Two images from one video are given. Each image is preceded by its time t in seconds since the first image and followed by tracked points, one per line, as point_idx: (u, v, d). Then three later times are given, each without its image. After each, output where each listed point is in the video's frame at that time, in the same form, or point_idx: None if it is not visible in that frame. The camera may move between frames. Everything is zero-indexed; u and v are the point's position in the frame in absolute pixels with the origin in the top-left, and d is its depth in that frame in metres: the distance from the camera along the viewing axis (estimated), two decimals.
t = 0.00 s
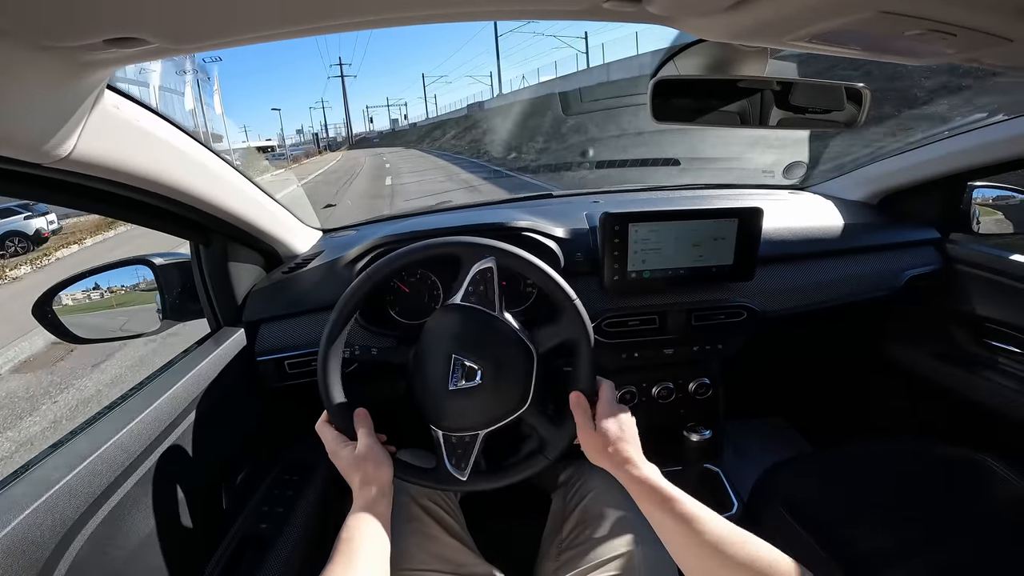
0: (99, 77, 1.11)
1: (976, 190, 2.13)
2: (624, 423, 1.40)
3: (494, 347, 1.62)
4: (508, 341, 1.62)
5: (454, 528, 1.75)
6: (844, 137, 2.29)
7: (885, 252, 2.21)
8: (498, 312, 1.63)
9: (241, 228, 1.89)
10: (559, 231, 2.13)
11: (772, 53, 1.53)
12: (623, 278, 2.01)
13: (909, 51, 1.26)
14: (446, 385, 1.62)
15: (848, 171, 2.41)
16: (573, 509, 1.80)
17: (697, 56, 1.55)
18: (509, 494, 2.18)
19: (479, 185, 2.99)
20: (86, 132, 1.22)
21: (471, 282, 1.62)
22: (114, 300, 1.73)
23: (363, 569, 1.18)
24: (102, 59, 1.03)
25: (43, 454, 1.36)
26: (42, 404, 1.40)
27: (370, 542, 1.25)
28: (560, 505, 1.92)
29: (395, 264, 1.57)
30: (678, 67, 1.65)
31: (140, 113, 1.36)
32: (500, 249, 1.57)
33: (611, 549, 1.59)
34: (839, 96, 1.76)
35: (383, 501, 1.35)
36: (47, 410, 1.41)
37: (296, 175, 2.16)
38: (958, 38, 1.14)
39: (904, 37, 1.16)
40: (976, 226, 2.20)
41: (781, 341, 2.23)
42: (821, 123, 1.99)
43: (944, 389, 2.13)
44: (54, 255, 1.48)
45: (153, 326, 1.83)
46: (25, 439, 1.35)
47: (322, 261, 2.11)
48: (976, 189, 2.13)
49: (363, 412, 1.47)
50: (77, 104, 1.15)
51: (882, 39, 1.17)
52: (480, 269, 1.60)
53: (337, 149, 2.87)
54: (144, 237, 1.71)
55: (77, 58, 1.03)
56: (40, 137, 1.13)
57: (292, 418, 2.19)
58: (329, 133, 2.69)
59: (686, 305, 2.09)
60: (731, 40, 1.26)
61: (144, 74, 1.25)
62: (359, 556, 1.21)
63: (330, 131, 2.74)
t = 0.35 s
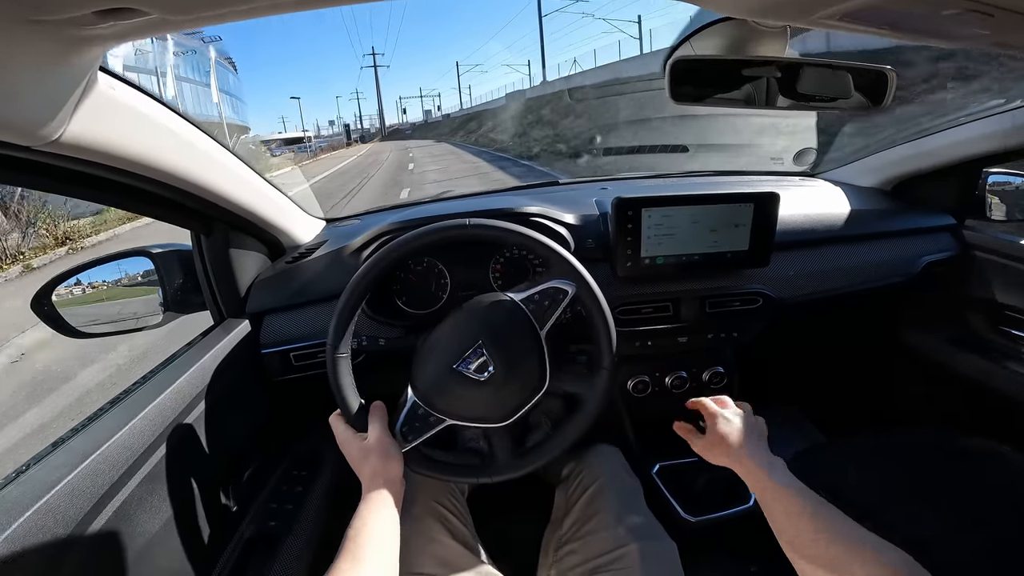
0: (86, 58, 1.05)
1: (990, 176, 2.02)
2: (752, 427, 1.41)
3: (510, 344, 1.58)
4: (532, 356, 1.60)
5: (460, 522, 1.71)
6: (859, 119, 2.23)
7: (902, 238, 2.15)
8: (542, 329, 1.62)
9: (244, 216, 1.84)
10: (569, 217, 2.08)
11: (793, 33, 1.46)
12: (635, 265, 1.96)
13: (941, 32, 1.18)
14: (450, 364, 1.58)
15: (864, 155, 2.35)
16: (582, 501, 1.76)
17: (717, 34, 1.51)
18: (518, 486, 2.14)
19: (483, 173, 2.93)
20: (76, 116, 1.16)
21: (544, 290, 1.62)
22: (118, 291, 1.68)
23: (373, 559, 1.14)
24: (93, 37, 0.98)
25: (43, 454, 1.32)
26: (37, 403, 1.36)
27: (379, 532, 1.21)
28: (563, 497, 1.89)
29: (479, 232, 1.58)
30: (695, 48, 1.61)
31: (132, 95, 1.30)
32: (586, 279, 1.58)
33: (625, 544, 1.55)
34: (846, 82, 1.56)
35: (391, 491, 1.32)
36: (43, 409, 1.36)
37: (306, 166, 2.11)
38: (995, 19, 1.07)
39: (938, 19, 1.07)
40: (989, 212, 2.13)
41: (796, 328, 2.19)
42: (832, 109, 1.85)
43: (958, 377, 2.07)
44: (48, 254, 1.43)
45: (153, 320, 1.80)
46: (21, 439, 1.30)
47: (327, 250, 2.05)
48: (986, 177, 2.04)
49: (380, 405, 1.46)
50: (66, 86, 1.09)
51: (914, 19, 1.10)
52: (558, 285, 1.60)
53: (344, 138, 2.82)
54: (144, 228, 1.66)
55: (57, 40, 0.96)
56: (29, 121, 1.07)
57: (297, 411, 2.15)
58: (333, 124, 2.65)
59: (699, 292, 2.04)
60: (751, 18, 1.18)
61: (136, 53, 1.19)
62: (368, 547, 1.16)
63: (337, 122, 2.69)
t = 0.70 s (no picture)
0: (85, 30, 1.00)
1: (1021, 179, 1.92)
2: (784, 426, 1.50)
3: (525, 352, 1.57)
4: (543, 373, 1.59)
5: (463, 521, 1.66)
6: (887, 116, 2.15)
7: (927, 239, 2.08)
8: (561, 347, 1.62)
9: (251, 203, 1.78)
10: (584, 210, 2.02)
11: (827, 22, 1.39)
12: (652, 261, 1.91)
13: (995, 21, 1.11)
14: (461, 354, 1.57)
15: (889, 153, 2.27)
16: (587, 504, 1.72)
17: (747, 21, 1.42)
18: (524, 486, 2.10)
19: (495, 165, 2.87)
20: (77, 94, 1.11)
21: (578, 308, 1.61)
22: (116, 280, 1.63)
23: (351, 534, 1.03)
24: (91, 7, 0.93)
25: (35, 444, 1.28)
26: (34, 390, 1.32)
27: (359, 504, 1.09)
28: (568, 499, 1.84)
29: (534, 232, 1.56)
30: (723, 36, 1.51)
31: (138, 75, 1.26)
32: (623, 309, 1.58)
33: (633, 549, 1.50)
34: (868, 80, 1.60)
35: (375, 458, 1.23)
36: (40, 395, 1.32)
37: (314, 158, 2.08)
38: None
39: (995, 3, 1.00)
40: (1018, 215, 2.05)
41: (815, 331, 2.13)
42: (866, 105, 1.80)
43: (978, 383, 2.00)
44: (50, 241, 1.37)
45: (158, 308, 1.76)
46: (16, 425, 1.26)
47: (334, 239, 2.00)
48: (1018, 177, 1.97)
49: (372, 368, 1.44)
50: (66, 63, 1.04)
51: (966, 5, 1.03)
52: (592, 307, 1.60)
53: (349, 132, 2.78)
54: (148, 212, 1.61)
55: (56, 10, 0.92)
56: (27, 100, 1.01)
57: (301, 404, 2.11)
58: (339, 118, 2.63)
59: (716, 290, 1.98)
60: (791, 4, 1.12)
61: (137, 25, 1.14)
62: (346, 520, 1.05)
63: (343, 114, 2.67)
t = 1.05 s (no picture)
0: (97, 31, 1.02)
1: None
2: (768, 431, 1.52)
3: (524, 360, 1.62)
4: (540, 384, 1.65)
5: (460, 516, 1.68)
6: (894, 119, 2.15)
7: (930, 243, 2.08)
8: (560, 358, 1.68)
9: (260, 200, 1.82)
10: (587, 210, 2.03)
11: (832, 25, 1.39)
12: (653, 261, 1.92)
13: (998, 26, 1.11)
14: (466, 350, 1.62)
15: (894, 157, 2.27)
16: (583, 501, 1.74)
17: (749, 23, 1.44)
18: (522, 482, 2.12)
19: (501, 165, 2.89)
20: (92, 92, 1.13)
21: (584, 323, 1.67)
22: (121, 273, 1.67)
23: (340, 499, 1.10)
24: (107, 8, 0.96)
25: (44, 433, 1.31)
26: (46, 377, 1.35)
27: (347, 473, 1.17)
28: (564, 495, 1.86)
29: (561, 244, 1.61)
30: (726, 37, 1.53)
31: (151, 74, 1.28)
32: (628, 331, 1.64)
33: (626, 546, 1.52)
34: (877, 83, 1.60)
35: (366, 433, 1.31)
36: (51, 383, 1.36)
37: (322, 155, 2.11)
38: None
39: (996, 8, 1.01)
40: None
41: (817, 332, 2.13)
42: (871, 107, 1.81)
43: (978, 386, 2.01)
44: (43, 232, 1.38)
45: (165, 302, 1.80)
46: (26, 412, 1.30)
47: (339, 236, 2.03)
48: None
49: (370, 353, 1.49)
50: (82, 61, 1.06)
51: (966, 10, 1.03)
52: (599, 326, 1.65)
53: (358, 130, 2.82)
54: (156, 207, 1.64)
55: (70, 10, 0.94)
56: (43, 97, 1.03)
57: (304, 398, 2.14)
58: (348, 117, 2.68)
59: (718, 292, 1.98)
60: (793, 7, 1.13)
61: (153, 26, 1.16)
62: (334, 487, 1.12)
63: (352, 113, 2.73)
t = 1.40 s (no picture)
0: (180, 37, 1.10)
1: None
2: (779, 439, 1.58)
3: (545, 362, 1.69)
4: (558, 386, 1.72)
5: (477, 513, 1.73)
6: (899, 142, 2.25)
7: (934, 261, 2.16)
8: (578, 362, 1.75)
9: (292, 202, 1.88)
10: (603, 222, 2.11)
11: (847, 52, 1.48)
12: (668, 273, 2.00)
13: (1006, 59, 1.20)
14: (488, 350, 1.68)
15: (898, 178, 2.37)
16: (591, 502, 1.79)
17: (769, 50, 1.52)
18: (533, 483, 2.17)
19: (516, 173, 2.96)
20: (168, 96, 1.22)
21: (602, 329, 1.74)
22: (142, 270, 1.66)
23: (363, 496, 1.15)
24: (199, 16, 1.04)
25: (86, 424, 1.37)
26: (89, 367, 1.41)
27: (370, 470, 1.21)
28: (573, 497, 1.92)
29: (580, 254, 1.68)
30: (746, 61, 1.60)
31: (217, 82, 1.36)
32: (645, 338, 1.71)
33: (638, 546, 1.58)
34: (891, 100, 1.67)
35: (389, 429, 1.35)
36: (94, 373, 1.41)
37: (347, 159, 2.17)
38: None
39: (1005, 44, 1.09)
40: None
41: (821, 345, 2.21)
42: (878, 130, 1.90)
43: (977, 401, 2.08)
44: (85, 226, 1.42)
45: (194, 299, 1.81)
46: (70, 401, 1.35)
47: (364, 240, 2.09)
48: None
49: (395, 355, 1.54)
50: (166, 67, 1.15)
51: (977, 44, 1.12)
52: (616, 332, 1.72)
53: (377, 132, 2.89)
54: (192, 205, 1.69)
55: (164, 16, 1.02)
56: (127, 99, 1.12)
57: (323, 396, 2.19)
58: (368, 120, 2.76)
59: (728, 303, 2.06)
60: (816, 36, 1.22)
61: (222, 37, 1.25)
62: (358, 484, 1.17)
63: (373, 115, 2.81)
